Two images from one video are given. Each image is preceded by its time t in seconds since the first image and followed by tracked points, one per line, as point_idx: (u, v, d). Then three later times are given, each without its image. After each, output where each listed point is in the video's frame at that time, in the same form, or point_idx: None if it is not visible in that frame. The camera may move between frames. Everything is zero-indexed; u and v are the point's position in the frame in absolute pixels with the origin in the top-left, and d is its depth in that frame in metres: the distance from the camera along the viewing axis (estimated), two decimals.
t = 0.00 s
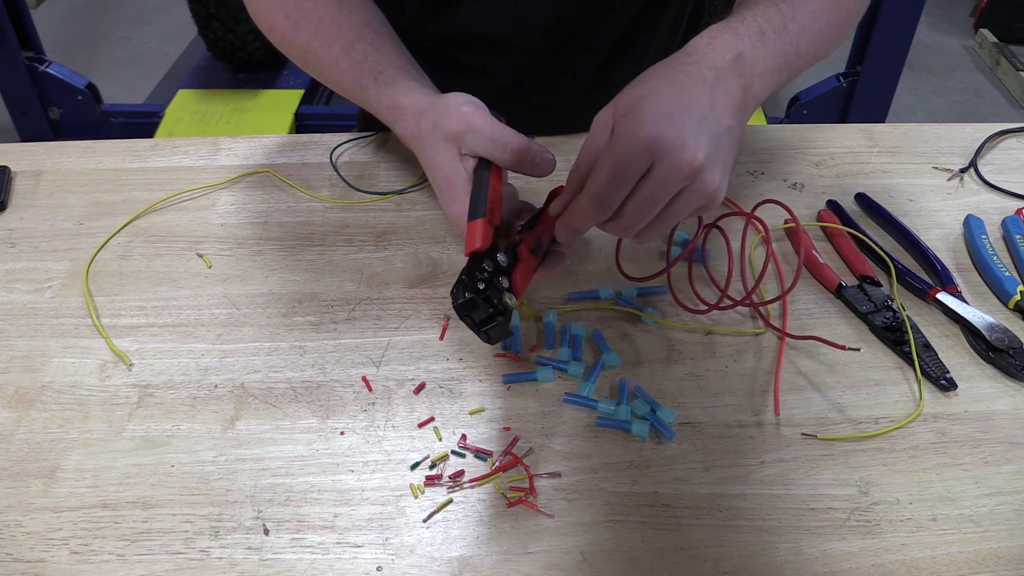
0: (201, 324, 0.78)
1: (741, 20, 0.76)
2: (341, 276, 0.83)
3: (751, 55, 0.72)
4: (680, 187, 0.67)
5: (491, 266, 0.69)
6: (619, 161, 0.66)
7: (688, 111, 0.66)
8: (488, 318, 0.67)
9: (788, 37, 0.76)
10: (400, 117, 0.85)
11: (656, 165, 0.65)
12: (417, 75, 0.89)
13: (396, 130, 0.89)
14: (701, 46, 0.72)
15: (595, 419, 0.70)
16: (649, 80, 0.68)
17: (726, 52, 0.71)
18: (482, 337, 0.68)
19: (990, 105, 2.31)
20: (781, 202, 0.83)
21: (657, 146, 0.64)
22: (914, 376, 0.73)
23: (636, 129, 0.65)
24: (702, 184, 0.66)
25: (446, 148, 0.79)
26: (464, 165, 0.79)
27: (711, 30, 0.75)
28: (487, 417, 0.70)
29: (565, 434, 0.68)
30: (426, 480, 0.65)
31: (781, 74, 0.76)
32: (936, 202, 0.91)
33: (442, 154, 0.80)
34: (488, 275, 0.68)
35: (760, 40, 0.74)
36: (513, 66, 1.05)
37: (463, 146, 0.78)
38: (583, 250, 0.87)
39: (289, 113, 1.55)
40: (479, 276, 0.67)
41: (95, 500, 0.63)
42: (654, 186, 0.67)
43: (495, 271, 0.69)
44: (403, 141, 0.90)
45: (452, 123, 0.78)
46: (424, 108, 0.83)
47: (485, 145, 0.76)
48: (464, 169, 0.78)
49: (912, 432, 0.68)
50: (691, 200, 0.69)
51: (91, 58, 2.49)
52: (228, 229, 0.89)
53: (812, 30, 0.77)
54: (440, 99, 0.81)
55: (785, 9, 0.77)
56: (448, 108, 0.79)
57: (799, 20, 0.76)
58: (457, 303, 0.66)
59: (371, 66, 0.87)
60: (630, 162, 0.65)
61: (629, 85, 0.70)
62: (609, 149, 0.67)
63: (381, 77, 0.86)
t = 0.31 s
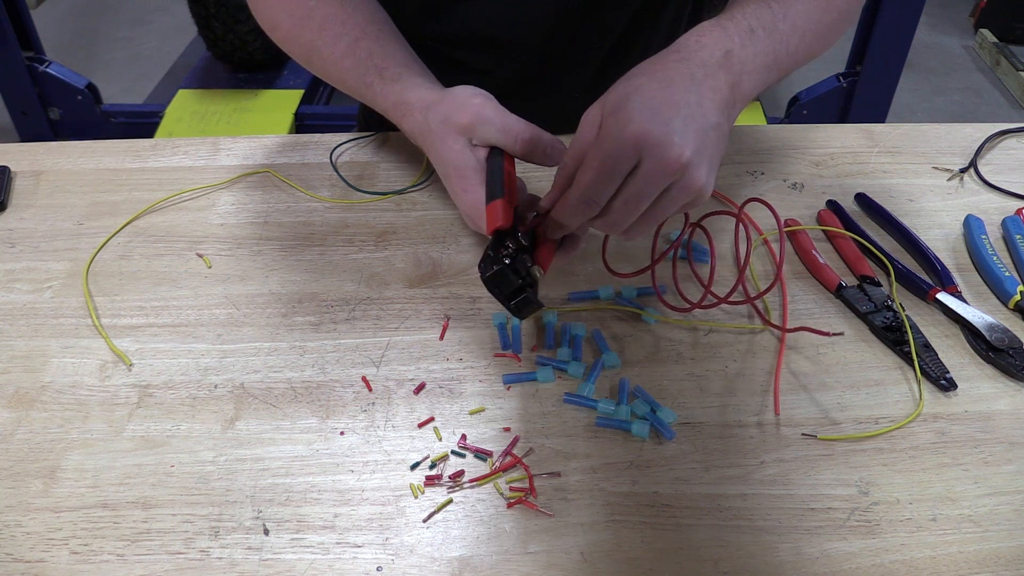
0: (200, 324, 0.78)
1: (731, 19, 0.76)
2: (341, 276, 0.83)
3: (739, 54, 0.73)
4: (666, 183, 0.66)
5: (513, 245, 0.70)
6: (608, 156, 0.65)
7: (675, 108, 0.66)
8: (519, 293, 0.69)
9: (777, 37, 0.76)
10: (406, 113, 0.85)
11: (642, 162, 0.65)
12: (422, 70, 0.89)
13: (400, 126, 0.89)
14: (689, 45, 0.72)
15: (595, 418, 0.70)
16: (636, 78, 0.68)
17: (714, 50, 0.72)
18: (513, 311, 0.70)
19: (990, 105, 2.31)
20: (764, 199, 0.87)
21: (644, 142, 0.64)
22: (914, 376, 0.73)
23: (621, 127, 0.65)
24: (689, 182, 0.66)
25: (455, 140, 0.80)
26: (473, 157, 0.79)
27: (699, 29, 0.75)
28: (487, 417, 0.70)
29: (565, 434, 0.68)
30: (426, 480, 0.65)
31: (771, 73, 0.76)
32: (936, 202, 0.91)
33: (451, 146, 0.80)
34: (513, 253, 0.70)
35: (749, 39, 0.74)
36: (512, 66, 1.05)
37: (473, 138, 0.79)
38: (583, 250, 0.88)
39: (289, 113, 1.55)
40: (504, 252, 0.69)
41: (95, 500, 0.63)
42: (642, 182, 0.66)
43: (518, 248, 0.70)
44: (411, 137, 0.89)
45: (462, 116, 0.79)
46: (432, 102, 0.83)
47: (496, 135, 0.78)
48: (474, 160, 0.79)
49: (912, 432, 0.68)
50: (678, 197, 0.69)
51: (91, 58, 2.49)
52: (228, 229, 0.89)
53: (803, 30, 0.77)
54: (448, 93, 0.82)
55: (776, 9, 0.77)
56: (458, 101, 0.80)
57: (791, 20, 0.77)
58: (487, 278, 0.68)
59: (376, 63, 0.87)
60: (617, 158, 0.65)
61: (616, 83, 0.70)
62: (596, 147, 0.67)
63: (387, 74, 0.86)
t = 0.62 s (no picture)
0: (200, 324, 0.78)
1: (725, 20, 0.76)
2: (341, 276, 0.83)
3: (735, 54, 0.73)
4: (663, 184, 0.66)
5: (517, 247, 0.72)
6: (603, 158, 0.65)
7: (670, 108, 0.66)
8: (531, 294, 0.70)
9: (774, 37, 0.76)
10: (414, 112, 0.85)
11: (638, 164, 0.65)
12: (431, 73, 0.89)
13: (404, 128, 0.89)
14: (683, 46, 0.72)
15: (595, 418, 0.70)
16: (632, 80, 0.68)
17: (709, 50, 0.72)
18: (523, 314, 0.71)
19: (990, 105, 2.31)
20: (762, 198, 0.86)
21: (639, 142, 0.64)
22: (914, 376, 0.73)
23: (617, 128, 0.65)
24: (686, 182, 0.66)
25: (464, 140, 0.80)
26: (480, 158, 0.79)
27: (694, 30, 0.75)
28: (487, 417, 0.70)
29: (565, 434, 0.68)
30: (426, 480, 0.65)
31: (768, 73, 0.76)
32: (936, 202, 0.91)
33: (459, 145, 0.80)
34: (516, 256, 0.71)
35: (744, 38, 0.74)
36: (513, 65, 1.05)
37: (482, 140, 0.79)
38: (583, 250, 0.88)
39: (289, 113, 1.55)
40: (510, 256, 0.71)
41: (95, 500, 0.63)
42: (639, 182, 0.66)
43: (523, 250, 0.72)
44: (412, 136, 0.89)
45: (475, 116, 0.79)
46: (442, 103, 0.83)
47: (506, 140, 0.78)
48: (481, 160, 0.79)
49: (912, 432, 0.68)
50: (676, 198, 0.68)
51: (90, 58, 2.49)
52: (228, 229, 0.89)
53: (800, 30, 0.77)
54: (461, 95, 0.82)
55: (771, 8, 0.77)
56: (471, 103, 0.80)
57: (787, 20, 0.77)
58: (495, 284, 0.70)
59: (382, 65, 0.86)
60: (613, 160, 0.65)
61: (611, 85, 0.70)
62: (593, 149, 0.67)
63: (395, 74, 0.86)
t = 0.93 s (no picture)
0: (200, 324, 0.78)
1: (729, 24, 0.75)
2: (341, 276, 0.83)
3: (738, 59, 0.72)
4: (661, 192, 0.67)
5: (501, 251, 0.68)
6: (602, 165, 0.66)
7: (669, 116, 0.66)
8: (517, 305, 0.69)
9: (775, 41, 0.75)
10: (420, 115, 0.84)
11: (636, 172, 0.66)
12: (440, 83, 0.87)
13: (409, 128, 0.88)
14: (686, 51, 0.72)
15: (595, 418, 0.70)
16: (632, 87, 0.68)
17: (713, 56, 0.71)
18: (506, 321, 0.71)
19: (990, 105, 2.31)
20: (757, 202, 0.87)
21: (637, 151, 0.64)
22: (914, 376, 0.73)
23: (616, 137, 0.65)
24: (684, 190, 0.67)
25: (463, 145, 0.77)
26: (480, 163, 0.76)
27: (698, 34, 0.75)
28: (487, 417, 0.70)
29: (565, 434, 0.68)
30: (426, 480, 0.65)
31: (769, 78, 0.76)
32: (936, 202, 0.92)
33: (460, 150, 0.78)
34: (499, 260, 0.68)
35: (747, 42, 0.73)
36: (513, 65, 1.05)
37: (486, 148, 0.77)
38: (583, 250, 0.88)
39: (289, 113, 1.55)
40: (495, 259, 0.67)
41: (95, 500, 0.63)
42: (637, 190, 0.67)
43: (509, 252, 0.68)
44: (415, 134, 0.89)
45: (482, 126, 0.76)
46: (451, 107, 0.82)
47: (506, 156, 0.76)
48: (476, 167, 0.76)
49: (912, 432, 0.68)
50: (673, 206, 0.69)
51: (90, 58, 2.49)
52: (228, 229, 0.89)
53: (802, 32, 0.77)
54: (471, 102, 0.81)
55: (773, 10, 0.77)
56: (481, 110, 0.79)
57: (789, 22, 0.76)
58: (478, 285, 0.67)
59: (388, 69, 0.87)
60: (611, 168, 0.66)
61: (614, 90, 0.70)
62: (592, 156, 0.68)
63: (404, 78, 0.86)
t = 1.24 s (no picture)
0: (200, 324, 0.78)
1: (764, 47, 0.75)
2: (341, 276, 0.83)
3: (774, 88, 0.73)
4: (720, 229, 0.67)
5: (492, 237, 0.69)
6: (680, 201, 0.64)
7: (733, 151, 0.66)
8: (493, 291, 0.66)
9: (799, 69, 0.77)
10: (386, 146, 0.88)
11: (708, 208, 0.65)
12: (402, 96, 0.89)
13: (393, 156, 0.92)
14: (732, 78, 0.72)
15: (595, 419, 0.70)
16: (696, 117, 0.67)
17: (757, 85, 0.72)
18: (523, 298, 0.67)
19: (990, 105, 2.31)
20: (749, 212, 0.90)
21: (712, 188, 0.64)
22: (913, 375, 0.73)
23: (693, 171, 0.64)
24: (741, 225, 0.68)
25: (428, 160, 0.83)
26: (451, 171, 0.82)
27: (738, 57, 0.74)
28: (487, 417, 0.70)
29: (564, 434, 0.68)
30: (426, 480, 0.65)
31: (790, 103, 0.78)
32: (936, 202, 0.92)
33: (430, 169, 0.83)
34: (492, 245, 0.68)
35: (781, 69, 0.75)
36: (512, 65, 1.05)
37: (440, 151, 0.81)
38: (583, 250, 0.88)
39: (289, 113, 1.55)
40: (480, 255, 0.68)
41: (95, 500, 0.63)
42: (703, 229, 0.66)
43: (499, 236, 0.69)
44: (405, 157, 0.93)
45: (419, 141, 0.81)
46: (398, 132, 0.85)
47: (455, 142, 0.79)
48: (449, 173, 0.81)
49: (912, 432, 0.68)
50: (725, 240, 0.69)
51: (91, 58, 2.49)
52: (228, 229, 0.89)
53: (820, 48, 0.78)
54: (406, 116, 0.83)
55: (798, 29, 0.77)
56: (414, 122, 0.82)
57: (810, 43, 0.77)
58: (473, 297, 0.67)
59: (358, 88, 0.87)
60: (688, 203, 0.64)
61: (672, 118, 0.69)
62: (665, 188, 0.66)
63: (363, 105, 0.88)
